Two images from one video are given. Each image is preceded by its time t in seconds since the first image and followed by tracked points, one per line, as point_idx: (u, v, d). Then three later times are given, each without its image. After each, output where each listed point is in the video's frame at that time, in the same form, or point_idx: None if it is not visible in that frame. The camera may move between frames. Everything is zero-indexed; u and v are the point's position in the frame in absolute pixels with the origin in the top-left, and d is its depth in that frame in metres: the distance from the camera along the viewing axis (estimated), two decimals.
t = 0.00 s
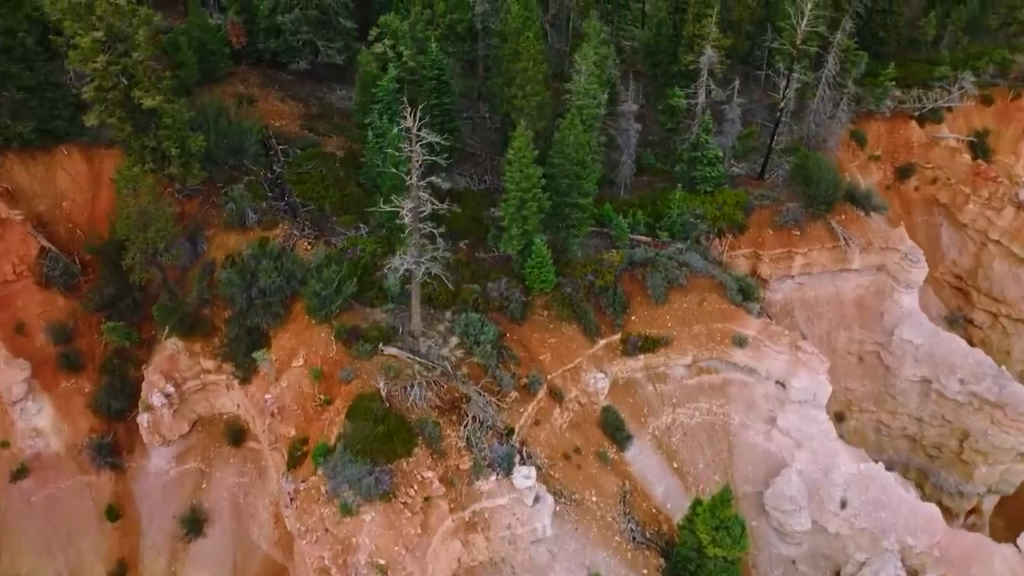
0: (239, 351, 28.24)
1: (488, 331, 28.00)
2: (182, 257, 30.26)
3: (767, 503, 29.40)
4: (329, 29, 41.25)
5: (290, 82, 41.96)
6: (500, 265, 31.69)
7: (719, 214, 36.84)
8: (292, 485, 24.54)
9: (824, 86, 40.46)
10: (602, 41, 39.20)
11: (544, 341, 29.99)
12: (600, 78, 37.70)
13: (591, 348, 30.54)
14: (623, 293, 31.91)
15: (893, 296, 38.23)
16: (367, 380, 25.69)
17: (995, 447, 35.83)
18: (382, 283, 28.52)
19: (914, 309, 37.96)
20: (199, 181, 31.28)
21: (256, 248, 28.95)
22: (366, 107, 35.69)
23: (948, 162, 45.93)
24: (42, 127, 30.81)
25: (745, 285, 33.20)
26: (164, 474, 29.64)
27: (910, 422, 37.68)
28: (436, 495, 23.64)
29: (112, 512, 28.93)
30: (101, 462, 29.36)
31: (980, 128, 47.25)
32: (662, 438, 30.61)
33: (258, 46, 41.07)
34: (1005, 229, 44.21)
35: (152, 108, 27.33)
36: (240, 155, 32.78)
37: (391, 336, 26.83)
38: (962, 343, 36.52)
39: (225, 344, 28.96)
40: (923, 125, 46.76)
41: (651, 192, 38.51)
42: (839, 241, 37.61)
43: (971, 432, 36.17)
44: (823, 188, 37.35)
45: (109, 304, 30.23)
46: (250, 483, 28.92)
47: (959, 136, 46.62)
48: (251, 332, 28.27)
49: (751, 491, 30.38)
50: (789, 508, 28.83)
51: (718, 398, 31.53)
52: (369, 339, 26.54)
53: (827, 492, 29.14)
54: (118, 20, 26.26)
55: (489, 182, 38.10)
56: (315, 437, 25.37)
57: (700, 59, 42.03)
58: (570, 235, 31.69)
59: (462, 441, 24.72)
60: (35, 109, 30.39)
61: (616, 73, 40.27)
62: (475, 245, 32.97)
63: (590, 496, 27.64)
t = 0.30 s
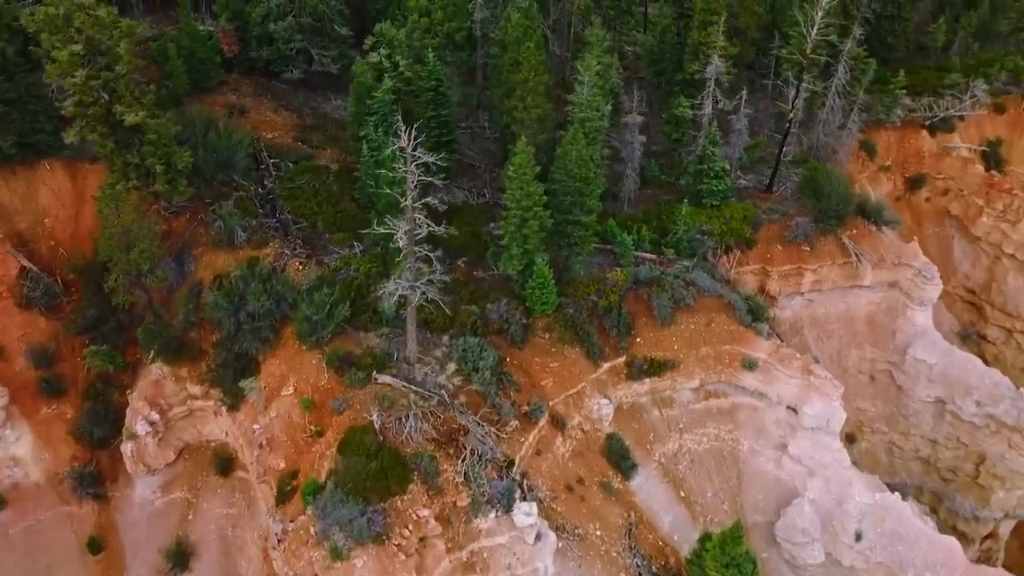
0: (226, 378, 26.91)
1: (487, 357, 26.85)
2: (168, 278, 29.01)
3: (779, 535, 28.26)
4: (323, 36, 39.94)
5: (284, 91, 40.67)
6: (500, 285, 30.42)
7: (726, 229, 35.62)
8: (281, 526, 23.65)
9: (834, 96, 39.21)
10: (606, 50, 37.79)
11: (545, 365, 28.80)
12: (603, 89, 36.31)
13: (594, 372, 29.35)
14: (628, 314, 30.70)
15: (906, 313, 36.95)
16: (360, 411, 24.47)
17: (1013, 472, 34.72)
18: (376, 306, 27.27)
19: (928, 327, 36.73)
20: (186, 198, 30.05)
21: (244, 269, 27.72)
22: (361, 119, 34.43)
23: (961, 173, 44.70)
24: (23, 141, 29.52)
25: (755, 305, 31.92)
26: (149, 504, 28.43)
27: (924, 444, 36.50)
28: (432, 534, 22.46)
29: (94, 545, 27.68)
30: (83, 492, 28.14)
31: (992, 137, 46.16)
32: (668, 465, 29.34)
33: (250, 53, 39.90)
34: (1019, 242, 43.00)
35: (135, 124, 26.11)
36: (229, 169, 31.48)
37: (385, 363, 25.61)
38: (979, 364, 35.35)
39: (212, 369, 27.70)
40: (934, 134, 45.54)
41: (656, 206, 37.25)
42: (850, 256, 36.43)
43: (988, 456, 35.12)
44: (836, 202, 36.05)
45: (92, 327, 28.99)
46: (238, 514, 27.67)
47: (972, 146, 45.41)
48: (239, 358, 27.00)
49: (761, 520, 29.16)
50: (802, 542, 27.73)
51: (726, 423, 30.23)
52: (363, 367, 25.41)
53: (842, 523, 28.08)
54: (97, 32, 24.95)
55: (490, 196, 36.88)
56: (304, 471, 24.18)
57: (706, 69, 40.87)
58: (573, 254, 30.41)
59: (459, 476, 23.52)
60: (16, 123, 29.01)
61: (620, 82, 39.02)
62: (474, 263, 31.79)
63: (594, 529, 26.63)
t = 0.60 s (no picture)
0: (211, 411, 25.45)
1: (486, 389, 25.44)
2: (150, 303, 27.57)
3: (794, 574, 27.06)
4: (316, 46, 38.47)
5: (276, 102, 39.31)
6: (499, 309, 29.00)
7: (735, 247, 34.22)
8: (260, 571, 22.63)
9: (845, 107, 37.78)
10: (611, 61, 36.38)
11: (547, 396, 27.42)
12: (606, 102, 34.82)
13: (599, 403, 27.88)
14: (634, 340, 29.26)
15: (921, 334, 35.64)
16: (351, 450, 23.24)
17: None
18: (371, 334, 25.87)
19: (945, 349, 35.42)
20: (170, 219, 28.65)
21: (229, 296, 26.24)
22: (355, 134, 33.01)
23: (976, 186, 43.35)
24: None
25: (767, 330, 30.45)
26: (131, 542, 27.05)
27: (941, 471, 35.17)
28: None
29: None
30: (61, 530, 26.71)
31: (1008, 149, 44.56)
32: (676, 500, 27.86)
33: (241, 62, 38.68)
34: None
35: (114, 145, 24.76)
36: (216, 187, 30.08)
37: (378, 398, 24.21)
38: (1000, 388, 34.05)
39: (196, 401, 26.29)
40: (948, 146, 44.24)
41: (662, 223, 35.83)
42: (864, 276, 35.02)
43: (1009, 484, 33.83)
44: (848, 219, 34.82)
45: (71, 355, 27.57)
46: (223, 554, 26.26)
47: (986, 157, 44.05)
48: (224, 391, 25.56)
49: (773, 557, 27.92)
50: None
51: (737, 454, 28.82)
52: (354, 402, 24.01)
53: (859, 563, 26.88)
54: (71, 47, 23.51)
55: (489, 213, 35.46)
56: (292, 515, 22.94)
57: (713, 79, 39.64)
58: (577, 277, 28.96)
59: (456, 521, 22.41)
60: None
61: (624, 94, 37.60)
62: (472, 286, 30.39)
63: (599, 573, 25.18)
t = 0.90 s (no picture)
0: (196, 444, 24.23)
1: (486, 421, 24.39)
2: (134, 328, 26.36)
3: None
4: (310, 55, 37.17)
5: (269, 113, 38.10)
6: (498, 333, 27.75)
7: (743, 265, 33.08)
8: None
9: (857, 118, 36.50)
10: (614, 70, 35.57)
11: (549, 426, 26.29)
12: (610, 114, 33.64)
13: (603, 432, 26.66)
14: (639, 365, 28.09)
15: (936, 354, 34.42)
16: (342, 489, 22.55)
17: None
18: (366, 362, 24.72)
19: (960, 369, 34.30)
20: (156, 239, 27.55)
21: (215, 322, 25.02)
22: (349, 148, 31.79)
23: (989, 200, 42.28)
24: None
25: (779, 353, 29.17)
26: None
27: (956, 496, 34.26)
28: None
29: None
30: (39, 567, 25.50)
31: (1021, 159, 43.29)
32: (684, 533, 26.53)
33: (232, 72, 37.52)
34: None
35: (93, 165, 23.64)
36: (204, 205, 28.87)
37: (371, 431, 23.25)
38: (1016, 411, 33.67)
39: (182, 432, 25.06)
40: (960, 156, 42.90)
41: (668, 239, 34.58)
42: (877, 294, 33.81)
43: None
44: (860, 236, 33.64)
45: (50, 382, 26.28)
46: None
47: (1000, 168, 42.79)
48: (211, 422, 24.36)
49: None
50: None
51: (747, 483, 27.51)
52: (346, 437, 23.03)
53: None
54: (46, 64, 22.32)
55: (489, 228, 34.26)
56: (280, 556, 22.32)
57: (720, 89, 38.56)
58: (579, 299, 27.73)
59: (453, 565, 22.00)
60: None
61: (628, 105, 36.39)
62: (470, 308, 29.24)
63: None
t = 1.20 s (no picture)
0: (177, 486, 22.78)
1: (484, 461, 23.26)
2: (112, 359, 25.00)
3: None
4: (302, 66, 35.70)
5: (259, 126, 36.72)
6: (497, 362, 26.21)
7: (753, 287, 31.72)
8: None
9: (871, 132, 35.08)
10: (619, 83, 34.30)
11: (551, 463, 24.97)
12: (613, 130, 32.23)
13: (608, 469, 25.27)
14: (646, 396, 26.64)
15: (956, 379, 32.82)
16: (330, 538, 21.70)
17: None
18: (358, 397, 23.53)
19: (980, 396, 32.70)
20: (138, 264, 26.16)
21: (197, 355, 23.58)
22: (342, 166, 30.37)
23: (1005, 215, 41.05)
24: None
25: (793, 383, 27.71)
26: None
27: (976, 527, 33.32)
28: None
29: None
30: None
31: None
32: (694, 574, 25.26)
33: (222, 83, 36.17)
34: None
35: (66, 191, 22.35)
36: (188, 227, 27.43)
37: (361, 474, 22.38)
38: None
39: (162, 471, 23.61)
40: (975, 169, 41.41)
41: (675, 260, 33.13)
42: (893, 317, 32.43)
43: None
44: (876, 256, 32.07)
45: (24, 417, 24.85)
46: None
47: (1017, 181, 41.16)
48: (194, 462, 22.99)
49: None
50: None
51: (760, 521, 26.16)
52: (337, 481, 22.09)
53: None
54: (11, 85, 21.00)
55: (489, 248, 32.86)
56: None
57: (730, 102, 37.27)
58: (582, 328, 26.31)
59: None
60: None
61: (633, 118, 34.99)
62: (468, 335, 28.00)
63: None
